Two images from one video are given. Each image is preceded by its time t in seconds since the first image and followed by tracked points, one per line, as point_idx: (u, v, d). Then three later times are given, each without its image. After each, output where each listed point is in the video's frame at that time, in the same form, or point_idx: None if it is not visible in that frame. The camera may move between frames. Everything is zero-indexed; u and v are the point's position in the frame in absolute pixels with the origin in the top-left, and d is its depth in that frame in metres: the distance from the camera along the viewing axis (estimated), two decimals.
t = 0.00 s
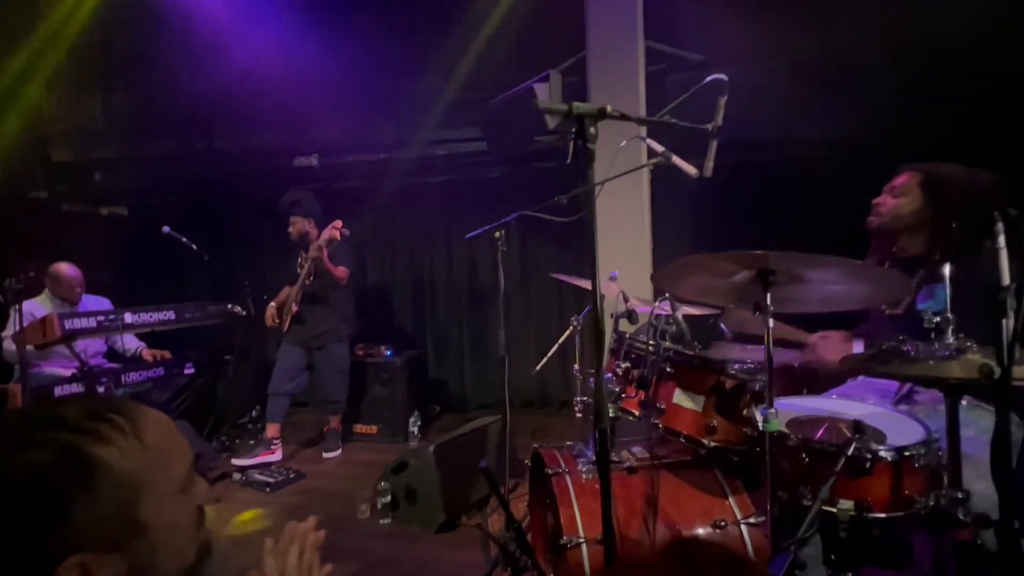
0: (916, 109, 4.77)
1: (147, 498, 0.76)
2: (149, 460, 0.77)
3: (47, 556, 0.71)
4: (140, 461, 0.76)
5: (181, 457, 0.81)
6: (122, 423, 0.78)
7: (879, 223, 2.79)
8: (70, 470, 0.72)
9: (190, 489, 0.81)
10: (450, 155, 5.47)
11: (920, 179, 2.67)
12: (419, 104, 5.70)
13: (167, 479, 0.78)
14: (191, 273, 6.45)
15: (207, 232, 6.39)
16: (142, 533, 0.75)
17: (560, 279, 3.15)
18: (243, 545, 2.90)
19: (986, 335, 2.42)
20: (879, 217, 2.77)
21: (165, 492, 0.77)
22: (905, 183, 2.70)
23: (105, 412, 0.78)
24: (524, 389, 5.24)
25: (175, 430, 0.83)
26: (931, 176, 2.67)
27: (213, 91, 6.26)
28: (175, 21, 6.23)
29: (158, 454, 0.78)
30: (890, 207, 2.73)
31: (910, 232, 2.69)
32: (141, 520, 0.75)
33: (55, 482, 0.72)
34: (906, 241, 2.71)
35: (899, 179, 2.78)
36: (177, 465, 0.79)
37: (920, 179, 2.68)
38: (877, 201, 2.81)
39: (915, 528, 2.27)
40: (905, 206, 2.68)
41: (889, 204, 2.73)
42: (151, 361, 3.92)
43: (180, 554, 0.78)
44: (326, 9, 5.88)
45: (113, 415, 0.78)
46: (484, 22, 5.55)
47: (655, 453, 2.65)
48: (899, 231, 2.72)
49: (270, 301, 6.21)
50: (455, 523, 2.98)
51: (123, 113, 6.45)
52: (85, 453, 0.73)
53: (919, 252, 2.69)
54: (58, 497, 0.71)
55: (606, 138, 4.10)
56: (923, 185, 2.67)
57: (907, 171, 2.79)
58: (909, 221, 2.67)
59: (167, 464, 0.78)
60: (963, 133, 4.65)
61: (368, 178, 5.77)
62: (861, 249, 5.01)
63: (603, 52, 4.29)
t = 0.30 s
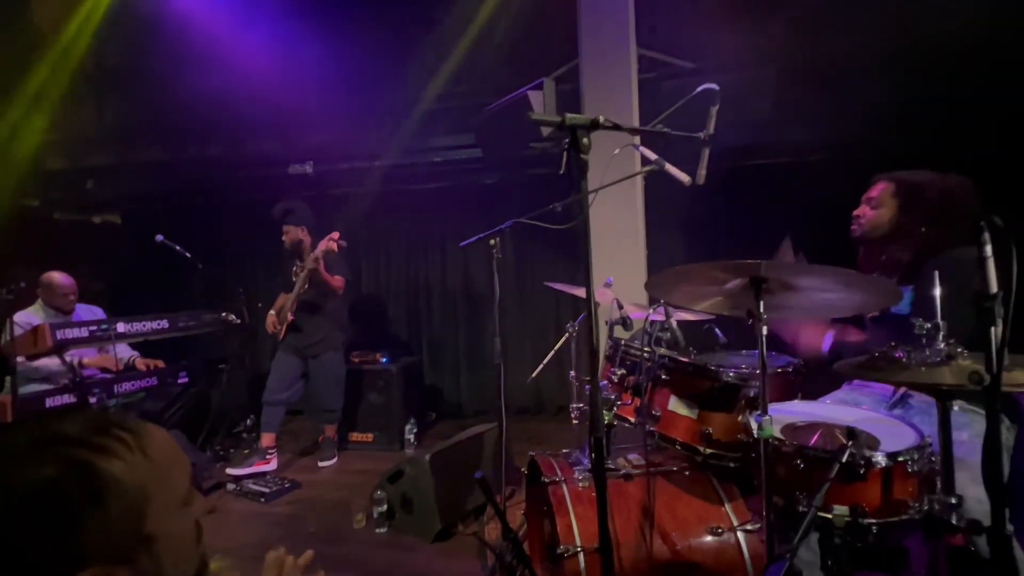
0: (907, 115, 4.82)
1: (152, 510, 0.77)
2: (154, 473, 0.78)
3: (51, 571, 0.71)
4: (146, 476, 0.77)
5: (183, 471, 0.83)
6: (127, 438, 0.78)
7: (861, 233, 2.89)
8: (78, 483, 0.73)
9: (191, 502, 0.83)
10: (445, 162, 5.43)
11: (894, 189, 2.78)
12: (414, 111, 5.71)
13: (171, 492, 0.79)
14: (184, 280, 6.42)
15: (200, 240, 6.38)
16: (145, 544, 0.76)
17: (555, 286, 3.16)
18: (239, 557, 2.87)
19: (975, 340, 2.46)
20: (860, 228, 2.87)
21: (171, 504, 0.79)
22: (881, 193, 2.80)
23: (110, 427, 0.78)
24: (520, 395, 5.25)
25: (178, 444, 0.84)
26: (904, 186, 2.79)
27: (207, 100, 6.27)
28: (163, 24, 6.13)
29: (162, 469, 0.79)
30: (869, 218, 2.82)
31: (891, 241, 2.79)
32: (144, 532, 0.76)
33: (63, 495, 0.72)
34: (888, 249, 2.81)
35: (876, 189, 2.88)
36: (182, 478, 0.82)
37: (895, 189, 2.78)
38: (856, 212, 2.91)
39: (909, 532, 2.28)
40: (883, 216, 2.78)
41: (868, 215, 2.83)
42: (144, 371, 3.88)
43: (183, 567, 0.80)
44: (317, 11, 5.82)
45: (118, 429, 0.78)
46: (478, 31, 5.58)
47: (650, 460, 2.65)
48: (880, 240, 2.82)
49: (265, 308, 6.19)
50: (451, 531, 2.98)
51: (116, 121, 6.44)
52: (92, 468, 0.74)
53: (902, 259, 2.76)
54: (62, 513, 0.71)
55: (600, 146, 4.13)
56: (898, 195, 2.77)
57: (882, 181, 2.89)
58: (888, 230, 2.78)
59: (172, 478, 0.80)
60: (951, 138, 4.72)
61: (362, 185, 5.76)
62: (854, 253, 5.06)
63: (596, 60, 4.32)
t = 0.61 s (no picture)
0: (898, 115, 4.85)
1: (141, 511, 0.76)
2: (142, 474, 0.78)
3: None
4: (134, 476, 0.77)
5: (170, 472, 0.83)
6: (113, 440, 0.78)
7: (857, 229, 2.87)
8: (65, 486, 0.72)
9: (180, 503, 0.83)
10: (438, 161, 5.41)
11: (893, 187, 2.77)
12: (406, 110, 5.72)
13: (159, 492, 0.79)
14: (175, 280, 6.37)
15: (191, 239, 6.32)
16: (134, 547, 0.75)
17: (548, 285, 3.16)
18: (230, 560, 2.84)
19: (962, 338, 2.49)
20: (857, 224, 2.85)
21: (159, 505, 0.79)
22: (879, 190, 2.80)
23: (96, 430, 0.78)
24: (515, 393, 5.25)
25: (163, 446, 0.84)
26: (902, 184, 2.79)
27: (198, 97, 6.22)
28: (154, 22, 6.10)
29: (150, 468, 0.79)
30: (867, 215, 2.80)
31: (885, 239, 2.79)
32: (132, 534, 0.75)
33: (49, 500, 0.71)
34: (883, 247, 2.81)
35: (873, 186, 2.87)
36: (169, 478, 0.82)
37: (893, 187, 2.78)
38: (854, 208, 2.89)
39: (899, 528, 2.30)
40: (881, 213, 2.78)
41: (867, 211, 2.81)
42: (135, 372, 3.85)
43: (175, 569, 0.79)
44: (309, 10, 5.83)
45: (103, 432, 0.78)
46: (471, 30, 5.58)
47: (644, 458, 2.66)
48: (876, 237, 2.81)
49: (258, 308, 6.15)
50: (446, 532, 2.96)
51: (104, 119, 6.37)
52: (77, 470, 0.73)
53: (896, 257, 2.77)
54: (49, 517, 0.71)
55: (593, 144, 4.15)
56: (897, 193, 2.77)
57: (879, 178, 2.89)
58: (885, 228, 2.78)
59: (159, 478, 0.80)
60: (945, 139, 4.73)
61: (354, 184, 5.69)
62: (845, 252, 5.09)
63: (589, 58, 4.32)
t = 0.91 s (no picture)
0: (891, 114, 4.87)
1: (123, 508, 0.75)
2: (121, 471, 0.75)
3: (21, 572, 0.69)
4: (113, 474, 0.75)
5: (152, 469, 0.80)
6: (90, 435, 0.76)
7: (855, 227, 2.79)
8: (41, 480, 0.70)
9: (164, 501, 0.81)
10: (432, 158, 5.40)
11: (891, 184, 2.69)
12: (400, 108, 5.71)
13: (140, 490, 0.77)
14: (167, 277, 6.31)
15: (183, 236, 6.27)
16: (118, 543, 0.74)
17: (542, 283, 3.16)
18: (220, 559, 2.81)
19: (950, 334, 2.51)
20: (856, 222, 2.76)
21: (141, 502, 0.77)
22: (877, 188, 2.71)
23: (74, 426, 0.76)
24: (509, 391, 5.25)
25: (145, 442, 0.81)
26: (900, 181, 2.71)
27: (190, 93, 6.16)
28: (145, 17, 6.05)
29: (130, 465, 0.77)
30: (865, 213, 2.73)
31: (882, 237, 2.74)
32: (114, 531, 0.74)
33: (28, 498, 0.70)
34: (880, 244, 2.76)
35: (869, 183, 2.79)
36: (150, 476, 0.79)
37: (890, 184, 2.70)
38: (851, 206, 2.80)
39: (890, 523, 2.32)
40: (879, 211, 2.69)
41: (865, 210, 2.72)
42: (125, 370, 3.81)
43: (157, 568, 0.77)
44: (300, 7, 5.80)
45: (82, 429, 0.76)
46: (465, 27, 5.56)
47: (637, 456, 2.67)
48: (872, 236, 2.75)
49: (250, 306, 6.12)
50: (439, 530, 2.96)
51: (94, 114, 6.30)
52: (58, 466, 0.72)
53: (893, 254, 2.76)
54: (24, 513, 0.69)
55: (588, 141, 4.15)
56: (894, 190, 2.68)
57: (875, 175, 2.81)
58: (883, 226, 2.70)
59: (139, 475, 0.78)
60: (943, 139, 4.72)
61: (348, 181, 5.68)
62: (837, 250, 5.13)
63: (584, 56, 4.32)
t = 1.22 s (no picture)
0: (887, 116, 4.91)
1: (117, 503, 0.74)
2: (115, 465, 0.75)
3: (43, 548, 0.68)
4: (105, 468, 0.74)
5: (144, 464, 0.81)
6: (83, 430, 0.77)
7: (852, 231, 2.80)
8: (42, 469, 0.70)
9: (157, 495, 0.81)
10: (431, 158, 5.45)
11: (885, 188, 2.72)
12: (398, 108, 5.74)
13: (138, 480, 0.78)
14: (163, 277, 6.29)
15: (180, 236, 6.25)
16: (113, 539, 0.73)
17: (540, 283, 3.16)
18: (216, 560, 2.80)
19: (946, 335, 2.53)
20: (852, 226, 2.78)
21: (135, 497, 0.76)
22: (872, 191, 2.73)
23: (67, 422, 0.77)
24: (506, 391, 5.25)
25: (134, 442, 0.83)
26: (893, 184, 2.74)
27: (188, 92, 6.14)
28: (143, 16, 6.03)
29: (126, 458, 0.78)
30: (862, 217, 2.74)
31: (880, 240, 2.75)
32: (109, 528, 0.72)
33: (17, 499, 0.68)
34: (877, 246, 2.77)
35: (864, 187, 2.80)
36: (146, 469, 0.80)
37: (885, 187, 2.72)
38: (846, 210, 2.82)
39: (886, 522, 2.32)
40: (876, 215, 2.70)
41: (861, 214, 2.74)
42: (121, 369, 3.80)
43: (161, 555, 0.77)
44: (295, 2, 5.75)
45: (73, 428, 0.76)
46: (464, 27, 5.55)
47: (635, 456, 2.68)
48: (870, 239, 2.76)
49: (247, 306, 6.10)
50: (436, 530, 2.96)
51: (90, 113, 6.27)
52: (48, 462, 0.70)
53: (890, 257, 2.77)
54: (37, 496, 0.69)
55: (586, 142, 4.16)
56: (889, 193, 2.71)
57: (869, 179, 2.83)
58: (880, 229, 2.71)
59: (136, 467, 0.79)
60: (943, 139, 4.81)
61: (349, 181, 5.75)
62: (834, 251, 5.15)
63: (582, 57, 4.34)
